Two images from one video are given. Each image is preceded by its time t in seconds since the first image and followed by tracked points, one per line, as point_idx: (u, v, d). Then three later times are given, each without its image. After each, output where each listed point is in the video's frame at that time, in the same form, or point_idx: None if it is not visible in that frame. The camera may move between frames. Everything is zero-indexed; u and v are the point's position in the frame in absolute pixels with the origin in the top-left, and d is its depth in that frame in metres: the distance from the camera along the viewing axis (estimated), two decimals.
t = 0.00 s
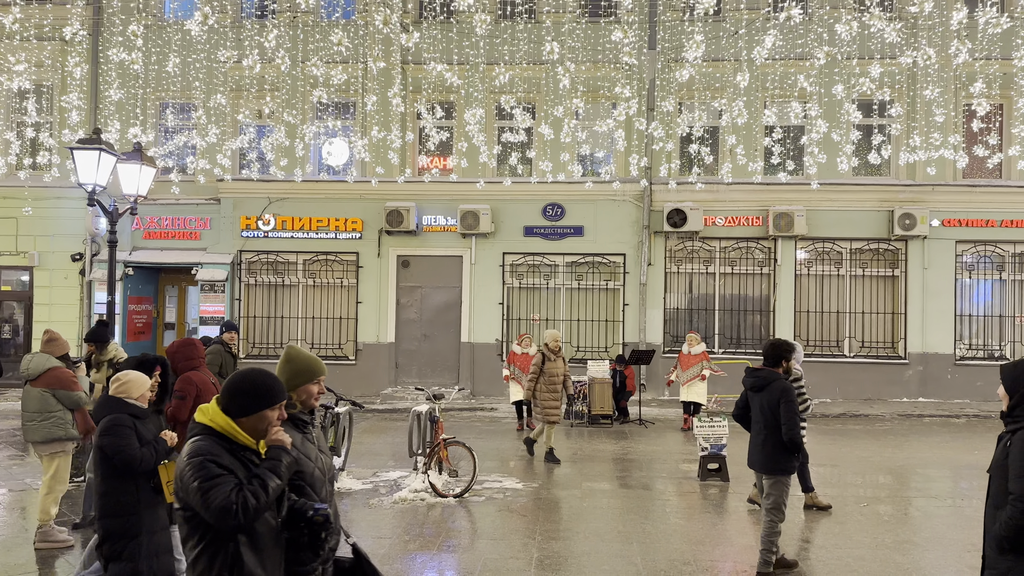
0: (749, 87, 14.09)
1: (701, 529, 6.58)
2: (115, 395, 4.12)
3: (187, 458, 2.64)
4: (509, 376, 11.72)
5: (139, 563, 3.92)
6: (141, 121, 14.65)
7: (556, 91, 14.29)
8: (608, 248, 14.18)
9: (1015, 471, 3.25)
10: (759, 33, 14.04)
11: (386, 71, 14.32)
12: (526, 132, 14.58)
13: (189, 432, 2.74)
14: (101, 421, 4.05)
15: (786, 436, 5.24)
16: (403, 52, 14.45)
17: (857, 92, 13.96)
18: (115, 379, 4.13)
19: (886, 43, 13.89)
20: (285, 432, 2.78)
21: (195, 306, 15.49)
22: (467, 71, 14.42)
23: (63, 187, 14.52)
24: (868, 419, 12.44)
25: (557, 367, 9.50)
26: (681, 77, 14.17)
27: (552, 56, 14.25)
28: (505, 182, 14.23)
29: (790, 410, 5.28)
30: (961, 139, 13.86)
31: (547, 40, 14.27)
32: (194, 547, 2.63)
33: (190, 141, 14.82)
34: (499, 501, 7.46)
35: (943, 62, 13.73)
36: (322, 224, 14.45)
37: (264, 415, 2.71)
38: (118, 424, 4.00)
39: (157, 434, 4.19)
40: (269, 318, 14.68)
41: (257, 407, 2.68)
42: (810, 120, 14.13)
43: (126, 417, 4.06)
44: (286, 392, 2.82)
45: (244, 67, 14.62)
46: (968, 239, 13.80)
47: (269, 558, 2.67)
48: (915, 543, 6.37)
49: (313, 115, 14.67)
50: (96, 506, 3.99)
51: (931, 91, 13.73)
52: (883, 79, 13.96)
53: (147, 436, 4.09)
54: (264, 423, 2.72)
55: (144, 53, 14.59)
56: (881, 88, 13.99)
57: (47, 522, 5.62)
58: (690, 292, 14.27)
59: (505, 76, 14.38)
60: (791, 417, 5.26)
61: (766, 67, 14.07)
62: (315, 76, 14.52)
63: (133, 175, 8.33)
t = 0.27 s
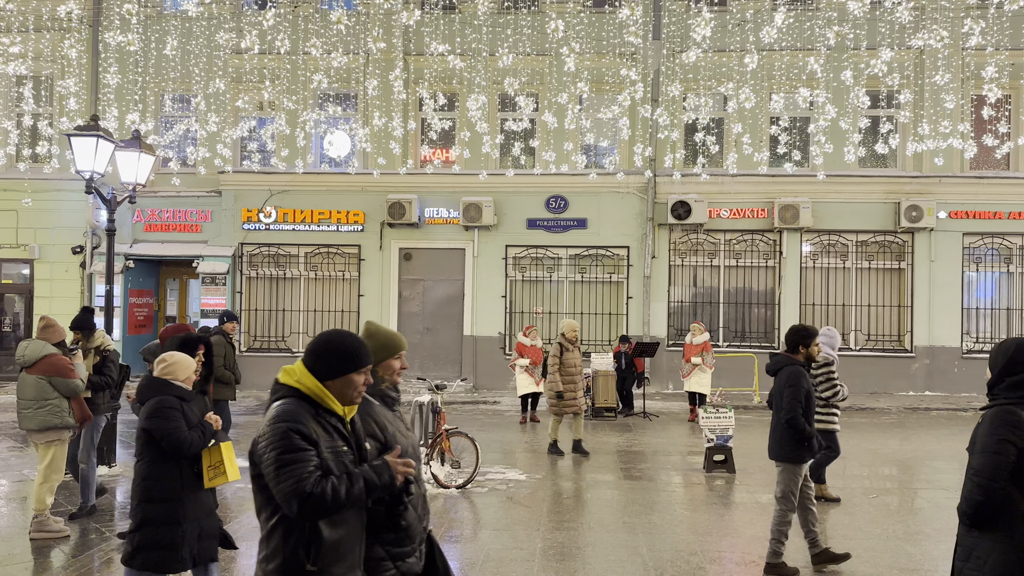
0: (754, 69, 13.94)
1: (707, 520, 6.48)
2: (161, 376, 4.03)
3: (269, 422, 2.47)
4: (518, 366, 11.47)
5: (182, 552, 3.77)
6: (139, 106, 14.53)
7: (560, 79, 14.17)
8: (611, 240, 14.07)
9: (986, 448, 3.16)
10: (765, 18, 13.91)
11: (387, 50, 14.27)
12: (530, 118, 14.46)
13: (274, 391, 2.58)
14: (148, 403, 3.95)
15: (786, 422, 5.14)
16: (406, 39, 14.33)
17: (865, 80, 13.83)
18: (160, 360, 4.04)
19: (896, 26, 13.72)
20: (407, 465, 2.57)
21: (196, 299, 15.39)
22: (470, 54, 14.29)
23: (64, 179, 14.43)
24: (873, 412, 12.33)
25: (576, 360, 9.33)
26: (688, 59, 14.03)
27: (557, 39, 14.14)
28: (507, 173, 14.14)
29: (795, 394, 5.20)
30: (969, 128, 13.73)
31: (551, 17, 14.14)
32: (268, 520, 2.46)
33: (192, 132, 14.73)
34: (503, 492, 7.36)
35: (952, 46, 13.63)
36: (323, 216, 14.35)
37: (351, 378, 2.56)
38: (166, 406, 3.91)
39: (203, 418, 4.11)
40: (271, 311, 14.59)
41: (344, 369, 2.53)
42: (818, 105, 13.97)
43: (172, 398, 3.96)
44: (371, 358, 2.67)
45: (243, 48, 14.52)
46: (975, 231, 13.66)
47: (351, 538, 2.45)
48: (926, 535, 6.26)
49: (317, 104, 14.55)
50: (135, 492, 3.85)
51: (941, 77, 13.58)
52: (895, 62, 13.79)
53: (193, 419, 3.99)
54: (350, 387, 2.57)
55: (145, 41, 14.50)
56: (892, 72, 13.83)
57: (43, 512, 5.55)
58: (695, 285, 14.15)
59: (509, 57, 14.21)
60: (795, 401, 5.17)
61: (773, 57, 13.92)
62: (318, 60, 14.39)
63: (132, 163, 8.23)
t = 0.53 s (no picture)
0: (762, 60, 13.77)
1: (716, 521, 6.35)
2: (220, 374, 4.02)
3: (377, 438, 2.31)
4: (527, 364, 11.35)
5: (238, 553, 3.78)
6: (140, 100, 14.42)
7: (565, 72, 14.03)
8: (617, 237, 13.94)
9: (961, 446, 3.06)
10: (775, 8, 13.76)
11: (389, 40, 14.17)
12: (535, 111, 14.32)
13: (379, 405, 2.44)
14: (206, 401, 3.93)
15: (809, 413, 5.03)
16: (411, 32, 14.22)
17: (875, 73, 13.67)
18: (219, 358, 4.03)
19: (910, 15, 13.54)
20: (513, 510, 2.44)
21: (198, 296, 15.29)
22: (475, 45, 14.16)
23: (65, 176, 14.33)
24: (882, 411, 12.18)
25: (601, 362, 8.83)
26: (697, 49, 13.86)
27: (564, 30, 14.01)
28: (512, 169, 14.01)
29: (819, 387, 5.07)
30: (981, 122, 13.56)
31: (559, 6, 14.00)
32: (374, 544, 2.30)
33: (194, 127, 14.63)
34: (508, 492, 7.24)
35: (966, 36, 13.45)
36: (326, 213, 14.23)
37: (460, 393, 2.42)
38: (225, 404, 3.90)
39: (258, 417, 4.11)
40: (275, 308, 14.52)
41: (454, 382, 2.40)
42: (828, 99, 13.79)
43: (231, 397, 3.96)
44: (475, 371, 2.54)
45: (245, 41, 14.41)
46: (985, 227, 13.51)
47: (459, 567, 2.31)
48: (941, 536, 6.12)
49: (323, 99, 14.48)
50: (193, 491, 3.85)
51: (955, 69, 13.39)
52: (908, 54, 13.59)
53: (251, 417, 4.00)
54: (459, 403, 2.43)
55: (148, 35, 14.42)
56: (906, 62, 13.63)
57: (40, 512, 5.44)
58: (701, 282, 14.00)
59: (514, 46, 14.07)
60: (818, 396, 5.05)
61: (782, 50, 13.77)
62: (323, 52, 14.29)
63: (132, 158, 8.12)
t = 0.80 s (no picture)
0: (773, 46, 13.61)
1: (726, 520, 6.24)
2: (275, 367, 3.91)
3: (499, 421, 2.23)
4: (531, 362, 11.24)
5: (302, 549, 3.58)
6: (143, 93, 14.37)
7: (572, 64, 13.92)
8: (624, 232, 13.81)
9: (955, 439, 3.17)
10: None
11: (393, 30, 14.09)
12: (542, 105, 14.22)
13: (496, 386, 2.37)
14: (261, 394, 3.80)
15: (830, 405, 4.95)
16: (416, 25, 14.14)
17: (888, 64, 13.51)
18: (275, 351, 3.93)
19: (922, 7, 13.39)
20: (637, 504, 2.35)
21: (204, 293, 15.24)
22: (482, 36, 14.06)
23: (69, 172, 14.28)
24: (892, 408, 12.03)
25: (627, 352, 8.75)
26: (707, 37, 13.72)
27: (572, 22, 13.89)
28: (518, 164, 13.91)
29: (843, 378, 4.96)
30: (993, 115, 13.40)
31: None
32: (495, 532, 2.23)
33: (200, 123, 14.60)
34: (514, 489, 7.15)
35: (980, 27, 13.27)
36: (332, 209, 14.18)
37: (583, 372, 2.36)
38: (281, 396, 3.76)
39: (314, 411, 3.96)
40: (280, 304, 14.45)
41: (577, 362, 2.33)
42: (839, 91, 13.63)
43: (286, 389, 3.83)
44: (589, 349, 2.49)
45: (249, 32, 14.35)
46: (997, 223, 13.33)
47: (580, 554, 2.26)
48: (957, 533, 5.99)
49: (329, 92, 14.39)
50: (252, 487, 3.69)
51: (970, 60, 13.22)
52: (921, 43, 13.43)
53: (307, 411, 3.85)
54: (581, 383, 2.37)
55: (151, 28, 14.35)
56: (921, 52, 13.47)
57: (40, 509, 5.36)
58: (709, 279, 13.88)
59: (521, 36, 13.95)
60: (841, 388, 4.94)
61: (793, 43, 13.63)
62: (331, 42, 14.22)
63: (134, 152, 8.04)
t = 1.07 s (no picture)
0: (786, 36, 13.46)
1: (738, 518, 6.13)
2: (339, 365, 3.85)
3: (642, 445, 1.99)
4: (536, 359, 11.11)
5: (375, 547, 3.60)
6: (149, 86, 14.33)
7: (581, 56, 13.80)
8: (633, 228, 13.68)
9: (965, 431, 3.10)
10: None
11: (399, 21, 14.03)
12: (551, 97, 14.08)
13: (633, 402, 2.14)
14: (328, 394, 3.75)
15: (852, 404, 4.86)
16: (424, 18, 14.08)
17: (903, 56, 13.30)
18: (338, 348, 3.86)
19: None
20: (792, 541, 2.11)
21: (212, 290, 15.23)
22: (490, 29, 13.98)
23: (77, 168, 14.26)
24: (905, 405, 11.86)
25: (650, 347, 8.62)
26: (719, 25, 13.57)
27: (581, 13, 13.77)
28: (526, 159, 13.80)
29: (869, 374, 4.84)
30: (1011, 108, 13.19)
31: None
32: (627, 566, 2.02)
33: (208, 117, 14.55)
34: (522, 486, 7.05)
35: (998, 16, 13.06)
36: (339, 205, 14.09)
37: (730, 390, 2.13)
38: (349, 395, 3.72)
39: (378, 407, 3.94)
40: (289, 301, 14.42)
41: (725, 379, 2.10)
42: (853, 83, 13.45)
43: (353, 386, 3.78)
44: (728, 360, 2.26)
45: (256, 24, 14.31)
46: (1014, 217, 13.12)
47: None
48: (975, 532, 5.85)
49: (338, 87, 14.34)
50: (322, 488, 3.68)
51: (989, 48, 13.01)
52: (937, 33, 13.22)
53: (373, 409, 3.83)
54: (728, 401, 2.14)
55: (157, 21, 14.30)
56: (939, 41, 13.25)
57: (42, 506, 5.29)
58: (720, 275, 13.73)
59: (529, 27, 13.86)
60: (863, 384, 4.83)
61: (806, 36, 13.47)
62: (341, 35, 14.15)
63: (139, 146, 7.97)
